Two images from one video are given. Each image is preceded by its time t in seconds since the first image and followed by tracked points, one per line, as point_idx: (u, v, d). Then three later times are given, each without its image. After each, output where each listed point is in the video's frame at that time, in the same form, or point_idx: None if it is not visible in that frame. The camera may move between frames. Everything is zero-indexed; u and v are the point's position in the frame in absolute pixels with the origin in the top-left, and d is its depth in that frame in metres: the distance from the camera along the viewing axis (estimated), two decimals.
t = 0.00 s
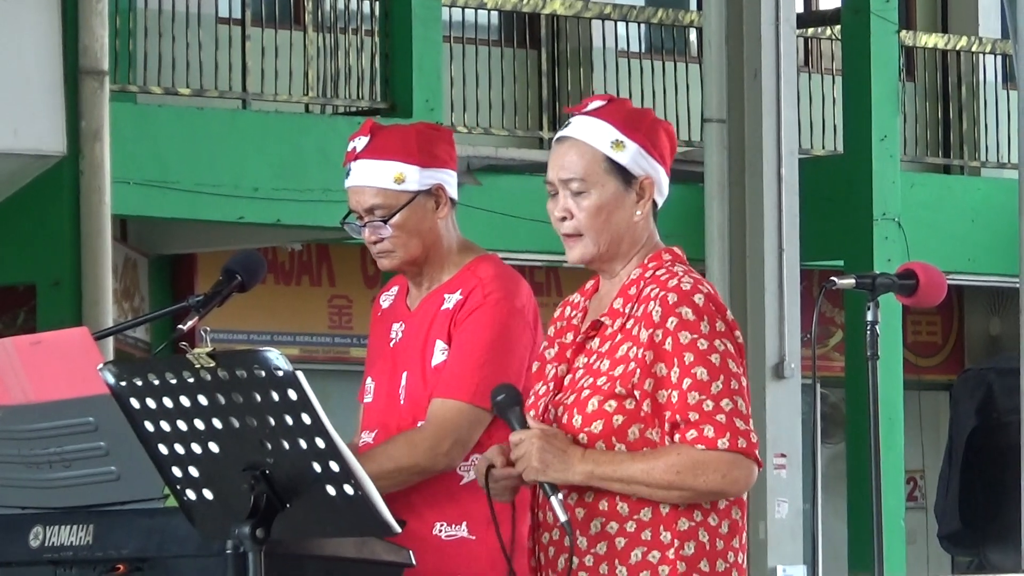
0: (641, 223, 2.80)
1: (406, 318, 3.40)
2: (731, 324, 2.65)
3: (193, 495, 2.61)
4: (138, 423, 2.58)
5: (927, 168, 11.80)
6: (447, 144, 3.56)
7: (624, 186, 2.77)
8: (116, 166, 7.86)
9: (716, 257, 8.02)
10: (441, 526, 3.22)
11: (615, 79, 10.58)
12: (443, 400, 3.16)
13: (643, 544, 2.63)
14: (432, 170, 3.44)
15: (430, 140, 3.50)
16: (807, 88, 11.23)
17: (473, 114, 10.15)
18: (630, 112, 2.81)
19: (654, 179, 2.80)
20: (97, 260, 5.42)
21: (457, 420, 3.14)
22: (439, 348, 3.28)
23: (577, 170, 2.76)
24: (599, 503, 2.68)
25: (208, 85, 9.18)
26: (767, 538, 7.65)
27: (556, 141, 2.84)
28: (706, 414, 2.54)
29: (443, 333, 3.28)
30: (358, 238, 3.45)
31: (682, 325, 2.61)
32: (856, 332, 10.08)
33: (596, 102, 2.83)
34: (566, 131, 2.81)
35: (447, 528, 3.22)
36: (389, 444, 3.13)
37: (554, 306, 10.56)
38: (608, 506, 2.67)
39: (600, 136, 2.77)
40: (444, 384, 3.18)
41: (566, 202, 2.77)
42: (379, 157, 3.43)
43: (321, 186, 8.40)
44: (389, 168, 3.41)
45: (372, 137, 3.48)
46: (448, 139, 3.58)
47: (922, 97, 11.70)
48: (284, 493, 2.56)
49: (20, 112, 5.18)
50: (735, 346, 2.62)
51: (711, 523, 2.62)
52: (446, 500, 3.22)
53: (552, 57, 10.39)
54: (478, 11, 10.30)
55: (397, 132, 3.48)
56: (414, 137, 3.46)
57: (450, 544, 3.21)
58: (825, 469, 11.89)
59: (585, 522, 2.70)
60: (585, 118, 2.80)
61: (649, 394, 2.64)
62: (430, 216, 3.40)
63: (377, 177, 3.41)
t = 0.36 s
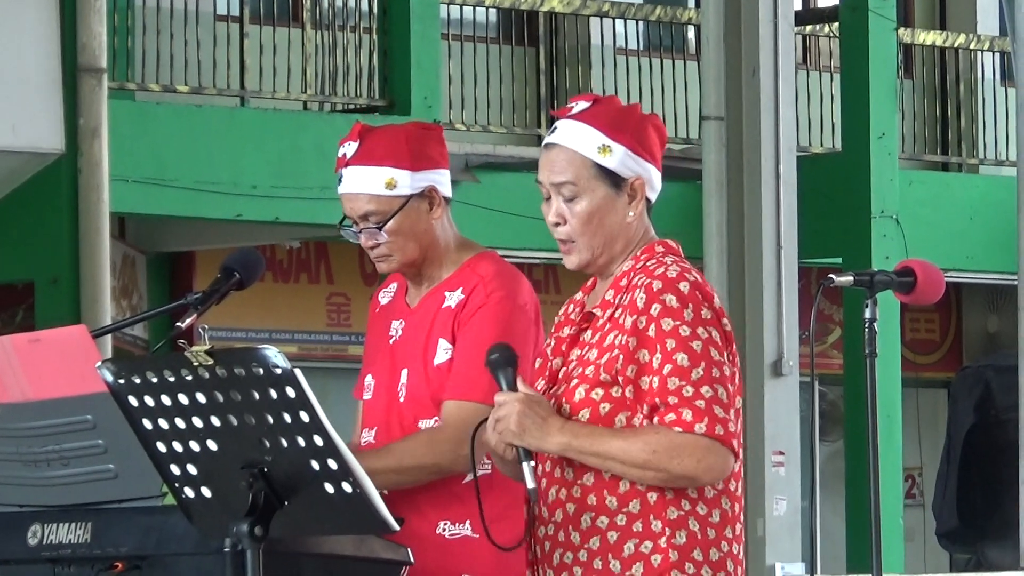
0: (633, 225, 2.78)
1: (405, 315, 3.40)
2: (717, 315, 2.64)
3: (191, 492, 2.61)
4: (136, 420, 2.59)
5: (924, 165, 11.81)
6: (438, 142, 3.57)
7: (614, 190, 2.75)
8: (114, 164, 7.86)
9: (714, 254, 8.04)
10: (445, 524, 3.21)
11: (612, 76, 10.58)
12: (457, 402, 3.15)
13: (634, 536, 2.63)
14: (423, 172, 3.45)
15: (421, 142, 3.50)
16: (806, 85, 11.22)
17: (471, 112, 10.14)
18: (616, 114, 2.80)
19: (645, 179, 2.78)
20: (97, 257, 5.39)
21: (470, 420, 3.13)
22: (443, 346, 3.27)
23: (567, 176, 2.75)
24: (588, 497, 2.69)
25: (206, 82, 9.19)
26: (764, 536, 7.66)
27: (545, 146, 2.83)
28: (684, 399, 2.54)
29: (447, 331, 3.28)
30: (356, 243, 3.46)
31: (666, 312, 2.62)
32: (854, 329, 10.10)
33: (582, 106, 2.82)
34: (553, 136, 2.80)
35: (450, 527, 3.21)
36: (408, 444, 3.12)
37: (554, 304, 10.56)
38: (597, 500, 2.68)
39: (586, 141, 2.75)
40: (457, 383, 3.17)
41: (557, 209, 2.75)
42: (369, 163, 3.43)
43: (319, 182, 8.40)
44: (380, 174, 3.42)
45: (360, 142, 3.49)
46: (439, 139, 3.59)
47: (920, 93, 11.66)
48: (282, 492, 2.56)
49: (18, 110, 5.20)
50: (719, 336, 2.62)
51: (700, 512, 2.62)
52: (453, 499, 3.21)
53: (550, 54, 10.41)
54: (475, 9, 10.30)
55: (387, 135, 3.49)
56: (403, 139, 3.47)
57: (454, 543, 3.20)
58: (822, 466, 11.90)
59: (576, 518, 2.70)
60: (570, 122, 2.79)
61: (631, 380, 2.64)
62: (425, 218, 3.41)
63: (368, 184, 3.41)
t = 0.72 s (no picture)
0: (639, 235, 2.74)
1: (415, 312, 3.40)
2: (701, 319, 2.58)
3: (190, 491, 2.61)
4: (136, 419, 2.58)
5: (924, 163, 11.80)
6: (442, 138, 3.56)
7: (625, 197, 2.71)
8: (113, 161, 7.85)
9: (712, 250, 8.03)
10: (464, 523, 3.20)
11: (612, 74, 10.57)
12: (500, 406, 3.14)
13: (640, 537, 2.59)
14: (432, 170, 3.45)
15: (426, 138, 3.50)
16: (805, 83, 11.22)
17: (471, 110, 10.14)
18: (632, 122, 2.76)
19: (655, 190, 2.74)
20: (96, 256, 5.38)
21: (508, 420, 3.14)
22: (467, 344, 3.27)
23: (580, 177, 2.70)
24: (590, 501, 2.64)
25: (206, 80, 9.19)
26: (763, 534, 7.67)
27: (558, 147, 2.78)
28: (628, 392, 2.52)
29: (471, 329, 3.28)
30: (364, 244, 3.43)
31: (646, 312, 2.58)
32: (852, 326, 10.10)
33: (598, 110, 2.78)
34: (567, 138, 2.76)
35: (470, 526, 3.20)
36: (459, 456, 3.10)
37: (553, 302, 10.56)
38: (599, 504, 2.63)
39: (603, 145, 2.71)
40: (492, 380, 3.18)
41: (567, 209, 2.70)
42: (379, 162, 3.43)
43: (318, 180, 8.40)
44: (391, 173, 3.41)
45: (367, 143, 3.48)
46: (443, 134, 3.58)
47: (919, 91, 11.59)
48: (281, 490, 2.56)
49: (18, 109, 5.20)
50: (696, 339, 2.56)
51: (702, 513, 2.59)
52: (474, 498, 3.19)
53: (550, 52, 10.44)
54: (475, 7, 10.30)
55: (393, 133, 3.48)
56: (410, 138, 3.46)
57: (473, 542, 3.19)
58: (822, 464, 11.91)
59: (580, 522, 2.66)
60: (586, 125, 2.75)
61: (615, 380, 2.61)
62: (435, 215, 3.39)
63: (379, 183, 3.40)
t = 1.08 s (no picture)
0: (655, 228, 2.78)
1: (419, 308, 3.40)
2: (711, 318, 2.63)
3: (190, 489, 2.62)
4: (136, 418, 2.59)
5: (924, 163, 11.80)
6: (450, 137, 3.53)
7: (640, 193, 2.74)
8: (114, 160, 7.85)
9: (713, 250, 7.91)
10: (467, 523, 3.20)
11: (612, 73, 10.57)
12: (499, 407, 3.15)
13: (659, 530, 2.63)
14: (439, 166, 3.41)
15: (435, 135, 3.46)
16: (806, 83, 11.21)
17: (471, 109, 10.13)
18: (645, 119, 2.79)
19: (670, 185, 2.78)
20: (96, 255, 5.39)
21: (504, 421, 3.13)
22: (469, 343, 3.28)
23: (595, 175, 2.73)
24: (608, 496, 2.67)
25: (206, 79, 9.19)
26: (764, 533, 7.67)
27: (572, 144, 2.81)
28: (624, 383, 2.57)
29: (474, 329, 3.28)
30: (369, 239, 3.40)
31: (656, 308, 2.63)
32: (852, 325, 10.11)
33: (612, 107, 2.81)
34: (581, 135, 2.78)
35: (472, 525, 3.20)
36: (454, 458, 3.10)
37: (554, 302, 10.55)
38: (617, 498, 2.66)
39: (617, 143, 2.74)
40: (492, 380, 3.17)
41: (582, 207, 2.74)
42: (386, 157, 3.38)
43: (318, 180, 8.39)
44: (398, 168, 3.37)
45: (376, 137, 3.44)
46: (451, 133, 3.55)
47: (920, 91, 11.63)
48: (282, 489, 2.58)
49: (18, 108, 5.20)
50: (703, 336, 2.60)
51: (720, 510, 2.64)
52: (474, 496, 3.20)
53: (550, 51, 10.45)
54: (475, 6, 10.29)
55: (401, 128, 3.44)
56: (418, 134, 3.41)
57: (476, 542, 3.20)
58: (822, 464, 11.91)
59: (598, 515, 2.68)
60: (600, 123, 2.78)
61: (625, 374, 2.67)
62: (441, 212, 3.37)
63: (385, 177, 3.36)
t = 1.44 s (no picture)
0: (690, 229, 2.86)
1: (402, 311, 3.41)
2: (748, 325, 2.69)
3: (189, 490, 2.62)
4: (136, 418, 2.59)
5: (924, 163, 11.79)
6: (429, 140, 3.53)
7: (680, 189, 2.83)
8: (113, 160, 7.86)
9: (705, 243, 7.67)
10: (461, 522, 3.21)
11: (612, 73, 10.56)
12: (489, 405, 3.19)
13: (687, 536, 2.69)
14: (414, 168, 3.42)
15: (412, 137, 3.47)
16: (806, 83, 11.21)
17: (471, 109, 10.14)
18: (685, 119, 2.89)
19: (706, 186, 2.87)
20: (97, 254, 5.39)
21: (495, 419, 3.18)
22: (456, 343, 3.29)
23: (635, 168, 2.81)
24: (639, 500, 2.73)
25: (206, 79, 9.19)
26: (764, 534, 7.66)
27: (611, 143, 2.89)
28: (659, 386, 2.63)
29: (460, 329, 3.29)
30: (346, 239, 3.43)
31: (693, 313, 2.69)
32: (852, 326, 10.12)
33: (652, 108, 2.89)
34: (622, 132, 2.87)
35: (466, 524, 3.21)
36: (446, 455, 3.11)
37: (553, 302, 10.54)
38: (648, 503, 2.72)
39: (658, 139, 2.83)
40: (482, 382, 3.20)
41: (622, 200, 2.81)
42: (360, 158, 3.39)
43: (319, 180, 8.41)
44: (371, 169, 3.38)
45: (354, 139, 3.43)
46: (431, 135, 3.55)
47: (919, 90, 11.62)
48: (281, 489, 2.58)
49: (19, 108, 5.20)
50: (740, 343, 2.67)
51: (748, 518, 2.70)
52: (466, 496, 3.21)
53: (550, 51, 10.46)
54: (475, 6, 10.29)
55: (378, 131, 3.44)
56: (393, 136, 3.42)
57: (469, 542, 3.22)
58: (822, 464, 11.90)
59: (627, 519, 2.74)
60: (642, 121, 2.87)
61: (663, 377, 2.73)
62: (416, 213, 3.38)
63: (359, 179, 3.37)
